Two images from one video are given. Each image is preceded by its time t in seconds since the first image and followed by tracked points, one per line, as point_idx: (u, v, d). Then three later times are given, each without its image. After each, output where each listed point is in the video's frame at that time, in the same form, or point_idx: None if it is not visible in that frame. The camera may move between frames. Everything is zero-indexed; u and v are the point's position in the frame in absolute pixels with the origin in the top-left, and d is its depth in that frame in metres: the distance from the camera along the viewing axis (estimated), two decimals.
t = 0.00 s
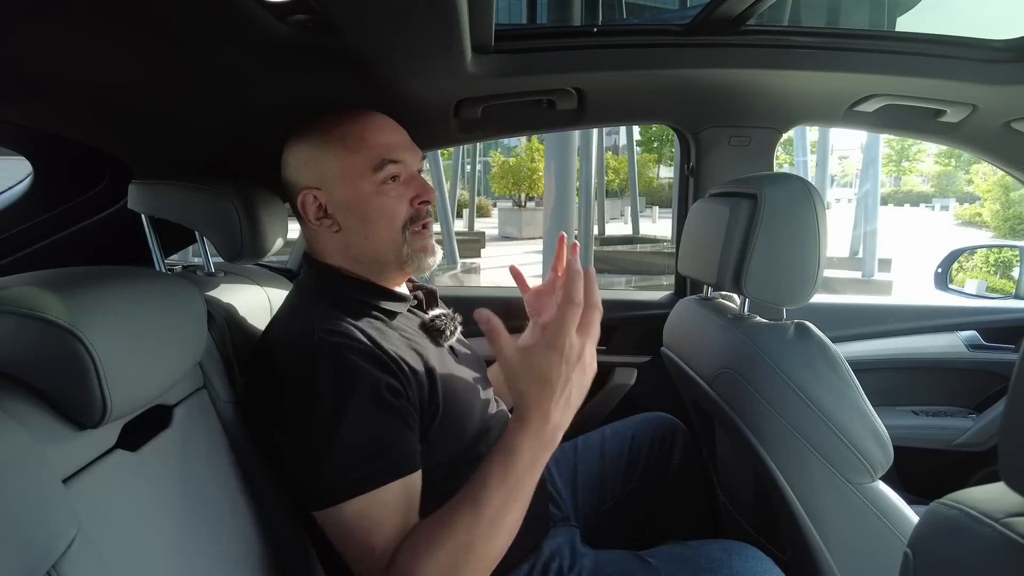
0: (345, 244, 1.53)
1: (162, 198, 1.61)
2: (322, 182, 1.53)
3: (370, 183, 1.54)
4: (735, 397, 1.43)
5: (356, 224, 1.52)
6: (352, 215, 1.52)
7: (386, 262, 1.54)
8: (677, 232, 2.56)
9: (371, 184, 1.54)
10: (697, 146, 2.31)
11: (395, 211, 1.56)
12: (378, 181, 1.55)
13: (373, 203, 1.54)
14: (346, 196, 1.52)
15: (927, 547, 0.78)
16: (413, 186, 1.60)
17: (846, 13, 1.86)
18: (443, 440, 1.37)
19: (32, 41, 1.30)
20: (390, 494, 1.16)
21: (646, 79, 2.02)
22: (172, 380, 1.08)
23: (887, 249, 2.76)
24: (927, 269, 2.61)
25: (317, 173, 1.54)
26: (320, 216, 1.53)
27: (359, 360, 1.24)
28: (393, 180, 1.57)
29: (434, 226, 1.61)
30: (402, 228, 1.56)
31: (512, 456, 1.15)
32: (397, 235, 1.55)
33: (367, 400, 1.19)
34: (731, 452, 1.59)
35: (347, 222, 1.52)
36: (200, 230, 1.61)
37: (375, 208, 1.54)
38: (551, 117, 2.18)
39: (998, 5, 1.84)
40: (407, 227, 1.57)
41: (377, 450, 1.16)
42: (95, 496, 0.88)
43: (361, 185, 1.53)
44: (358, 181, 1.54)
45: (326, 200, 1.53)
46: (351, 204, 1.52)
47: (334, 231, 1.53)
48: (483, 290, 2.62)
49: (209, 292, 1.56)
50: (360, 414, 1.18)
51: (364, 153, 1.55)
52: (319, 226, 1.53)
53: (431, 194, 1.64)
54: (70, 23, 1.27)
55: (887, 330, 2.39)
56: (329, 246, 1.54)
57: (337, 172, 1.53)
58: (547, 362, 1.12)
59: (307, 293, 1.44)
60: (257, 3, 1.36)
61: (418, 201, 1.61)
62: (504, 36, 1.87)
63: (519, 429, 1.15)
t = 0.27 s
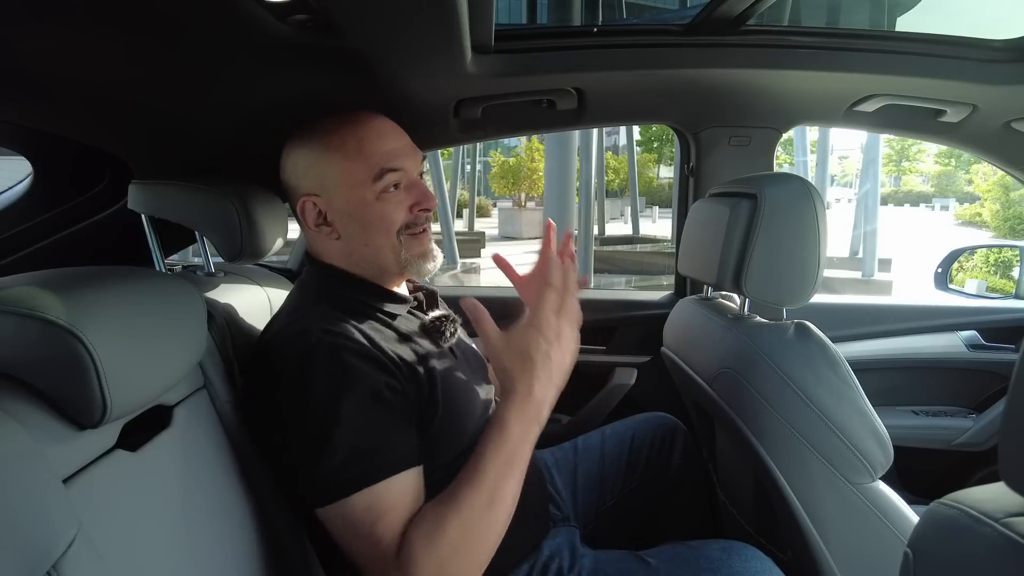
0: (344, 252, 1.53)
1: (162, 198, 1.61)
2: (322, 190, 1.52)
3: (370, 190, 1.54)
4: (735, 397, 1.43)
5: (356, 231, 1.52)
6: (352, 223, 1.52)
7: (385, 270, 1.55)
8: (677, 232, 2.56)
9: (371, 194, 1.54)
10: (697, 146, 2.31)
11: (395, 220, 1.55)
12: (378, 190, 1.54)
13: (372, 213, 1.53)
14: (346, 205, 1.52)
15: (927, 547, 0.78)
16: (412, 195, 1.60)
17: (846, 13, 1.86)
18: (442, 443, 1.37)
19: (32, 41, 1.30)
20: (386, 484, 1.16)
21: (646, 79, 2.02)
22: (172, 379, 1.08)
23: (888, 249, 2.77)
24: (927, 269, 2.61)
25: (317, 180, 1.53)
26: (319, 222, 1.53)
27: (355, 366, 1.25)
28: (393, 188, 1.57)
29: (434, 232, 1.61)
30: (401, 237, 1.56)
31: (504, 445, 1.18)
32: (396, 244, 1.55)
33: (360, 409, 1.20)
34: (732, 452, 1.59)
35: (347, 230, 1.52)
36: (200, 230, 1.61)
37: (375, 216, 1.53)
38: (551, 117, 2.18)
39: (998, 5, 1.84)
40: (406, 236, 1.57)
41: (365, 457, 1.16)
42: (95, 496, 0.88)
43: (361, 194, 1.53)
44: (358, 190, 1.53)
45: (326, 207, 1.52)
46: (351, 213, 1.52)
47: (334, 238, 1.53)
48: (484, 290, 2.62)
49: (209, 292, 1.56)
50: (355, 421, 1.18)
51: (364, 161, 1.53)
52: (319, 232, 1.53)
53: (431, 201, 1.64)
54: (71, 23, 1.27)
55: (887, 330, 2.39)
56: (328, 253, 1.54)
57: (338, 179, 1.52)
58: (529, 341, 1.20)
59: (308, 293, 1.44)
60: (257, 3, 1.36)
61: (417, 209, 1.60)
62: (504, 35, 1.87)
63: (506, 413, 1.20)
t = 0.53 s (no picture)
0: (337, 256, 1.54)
1: (162, 197, 1.61)
2: (317, 194, 1.53)
3: (364, 199, 1.52)
4: (735, 397, 1.43)
5: (348, 238, 1.53)
6: (345, 229, 1.52)
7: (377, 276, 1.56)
8: (677, 232, 2.56)
9: (365, 202, 1.51)
10: (697, 146, 2.31)
11: (388, 229, 1.53)
12: (373, 198, 1.51)
13: (365, 222, 1.51)
14: (339, 211, 1.51)
15: (928, 547, 0.78)
16: (411, 203, 1.56)
17: (845, 13, 1.86)
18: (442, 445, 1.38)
19: (32, 41, 1.30)
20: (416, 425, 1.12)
21: (646, 79, 2.02)
22: (172, 379, 1.08)
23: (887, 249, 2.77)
24: (927, 269, 2.61)
25: (315, 183, 1.53)
26: (314, 225, 1.54)
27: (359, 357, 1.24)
28: (388, 197, 1.53)
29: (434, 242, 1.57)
30: (395, 246, 1.54)
31: (521, 327, 1.10)
32: (390, 252, 1.54)
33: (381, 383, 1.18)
34: (732, 453, 1.59)
35: (340, 235, 1.52)
36: (200, 230, 1.61)
37: (366, 225, 1.52)
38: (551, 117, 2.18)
39: (997, 6, 1.84)
40: (400, 246, 1.54)
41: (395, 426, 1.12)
42: (95, 496, 0.88)
43: (355, 202, 1.51)
44: (352, 197, 1.51)
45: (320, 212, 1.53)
46: (344, 219, 1.51)
47: (330, 241, 1.54)
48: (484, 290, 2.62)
49: (209, 292, 1.56)
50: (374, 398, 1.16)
51: (361, 168, 1.51)
52: (315, 234, 1.55)
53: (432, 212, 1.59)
54: (71, 22, 1.27)
55: (887, 330, 2.39)
56: (324, 254, 1.56)
57: (334, 186, 1.51)
58: (496, 226, 1.08)
59: (309, 296, 1.44)
60: (257, 3, 1.36)
61: (415, 218, 1.56)
62: (504, 35, 1.87)
63: (512, 298, 1.10)
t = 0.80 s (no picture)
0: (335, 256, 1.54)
1: (162, 197, 1.61)
2: (312, 195, 1.54)
3: (357, 199, 1.52)
4: (735, 396, 1.43)
5: (345, 239, 1.52)
6: (340, 229, 1.52)
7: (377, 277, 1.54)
8: (677, 232, 2.56)
9: (359, 200, 1.52)
10: (697, 146, 2.30)
11: (384, 226, 1.54)
12: (366, 196, 1.53)
13: (360, 220, 1.52)
14: (334, 211, 1.52)
15: (927, 547, 0.78)
16: (405, 199, 1.58)
17: (845, 12, 1.85)
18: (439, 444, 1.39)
19: (32, 42, 1.30)
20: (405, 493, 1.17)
21: (646, 79, 2.03)
22: (172, 379, 1.08)
23: (888, 249, 2.76)
24: (927, 269, 2.61)
25: (309, 184, 1.54)
26: (311, 226, 1.54)
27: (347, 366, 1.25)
28: (382, 194, 1.54)
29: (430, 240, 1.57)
30: (392, 244, 1.54)
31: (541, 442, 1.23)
32: (387, 251, 1.53)
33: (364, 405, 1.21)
34: (731, 453, 1.59)
35: (336, 235, 1.52)
36: (200, 230, 1.61)
37: (361, 224, 1.52)
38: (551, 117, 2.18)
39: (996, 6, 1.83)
40: (397, 243, 1.54)
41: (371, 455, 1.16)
42: (95, 496, 0.88)
43: (349, 200, 1.52)
44: (346, 196, 1.52)
45: (316, 213, 1.54)
46: (339, 218, 1.52)
47: (326, 242, 1.54)
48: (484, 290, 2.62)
49: (209, 292, 1.56)
50: (358, 419, 1.19)
51: (353, 167, 1.53)
52: (311, 237, 1.55)
53: (425, 207, 1.62)
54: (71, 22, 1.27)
55: (887, 330, 2.39)
56: (322, 257, 1.55)
57: (327, 186, 1.52)
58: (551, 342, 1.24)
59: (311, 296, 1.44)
60: (257, 3, 1.36)
61: (409, 215, 1.58)
62: (504, 35, 1.87)
63: (553, 407, 1.24)
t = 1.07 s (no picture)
0: (337, 253, 1.54)
1: (163, 198, 1.61)
2: (311, 193, 1.54)
3: (356, 194, 1.53)
4: (735, 396, 1.43)
5: (346, 234, 1.52)
6: (340, 224, 1.52)
7: (381, 271, 1.55)
8: (677, 232, 2.56)
9: (359, 196, 1.53)
10: (697, 146, 2.30)
11: (384, 219, 1.54)
12: (365, 191, 1.53)
13: (360, 215, 1.52)
14: (333, 207, 1.52)
15: (927, 547, 0.78)
16: (403, 192, 1.59)
17: (845, 12, 1.85)
18: (445, 438, 1.40)
19: (32, 42, 1.30)
20: (430, 485, 1.20)
21: (647, 78, 2.03)
22: (172, 379, 1.08)
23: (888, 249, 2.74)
24: (927, 269, 2.61)
25: (309, 183, 1.54)
26: (311, 225, 1.54)
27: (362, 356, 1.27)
28: (380, 188, 1.55)
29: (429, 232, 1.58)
30: (392, 237, 1.54)
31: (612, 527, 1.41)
32: (388, 244, 1.54)
33: (383, 397, 1.23)
34: (731, 452, 1.59)
35: (337, 232, 1.52)
36: (201, 230, 1.61)
37: (361, 219, 1.52)
38: (551, 117, 2.18)
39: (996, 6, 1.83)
40: (397, 236, 1.55)
41: (394, 446, 1.18)
42: (95, 496, 0.88)
43: (348, 196, 1.52)
44: (345, 192, 1.53)
45: (316, 211, 1.53)
46: (339, 214, 1.52)
47: (327, 239, 1.54)
48: (483, 290, 2.62)
49: (209, 292, 1.55)
50: (377, 410, 1.21)
51: (350, 163, 1.53)
52: (312, 236, 1.55)
53: (423, 198, 1.63)
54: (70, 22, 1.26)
55: (887, 330, 2.39)
56: (324, 255, 1.55)
57: (325, 183, 1.53)
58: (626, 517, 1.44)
59: (313, 292, 1.43)
60: (256, 3, 1.36)
61: (408, 207, 1.59)
62: (504, 35, 1.87)
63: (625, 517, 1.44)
